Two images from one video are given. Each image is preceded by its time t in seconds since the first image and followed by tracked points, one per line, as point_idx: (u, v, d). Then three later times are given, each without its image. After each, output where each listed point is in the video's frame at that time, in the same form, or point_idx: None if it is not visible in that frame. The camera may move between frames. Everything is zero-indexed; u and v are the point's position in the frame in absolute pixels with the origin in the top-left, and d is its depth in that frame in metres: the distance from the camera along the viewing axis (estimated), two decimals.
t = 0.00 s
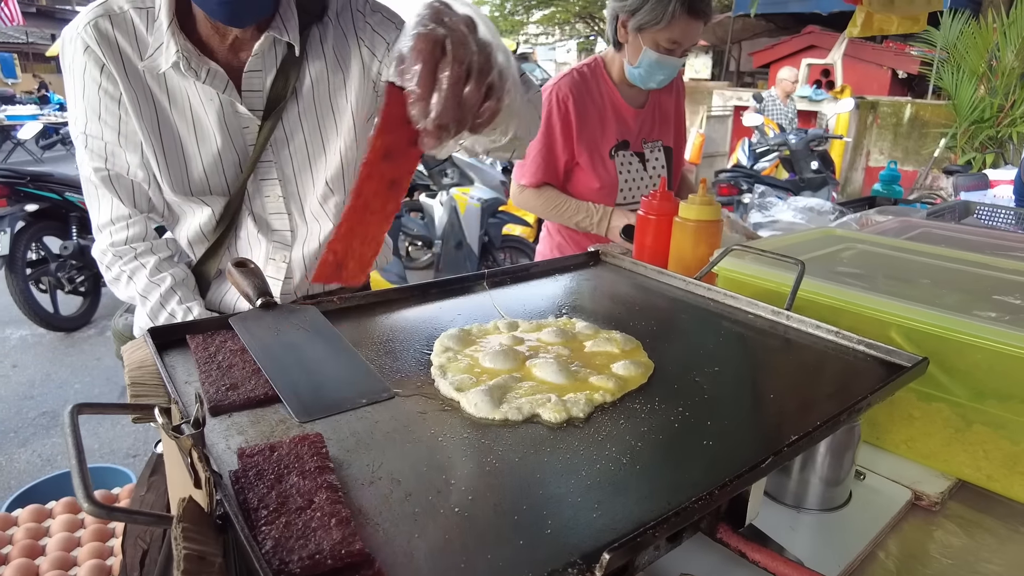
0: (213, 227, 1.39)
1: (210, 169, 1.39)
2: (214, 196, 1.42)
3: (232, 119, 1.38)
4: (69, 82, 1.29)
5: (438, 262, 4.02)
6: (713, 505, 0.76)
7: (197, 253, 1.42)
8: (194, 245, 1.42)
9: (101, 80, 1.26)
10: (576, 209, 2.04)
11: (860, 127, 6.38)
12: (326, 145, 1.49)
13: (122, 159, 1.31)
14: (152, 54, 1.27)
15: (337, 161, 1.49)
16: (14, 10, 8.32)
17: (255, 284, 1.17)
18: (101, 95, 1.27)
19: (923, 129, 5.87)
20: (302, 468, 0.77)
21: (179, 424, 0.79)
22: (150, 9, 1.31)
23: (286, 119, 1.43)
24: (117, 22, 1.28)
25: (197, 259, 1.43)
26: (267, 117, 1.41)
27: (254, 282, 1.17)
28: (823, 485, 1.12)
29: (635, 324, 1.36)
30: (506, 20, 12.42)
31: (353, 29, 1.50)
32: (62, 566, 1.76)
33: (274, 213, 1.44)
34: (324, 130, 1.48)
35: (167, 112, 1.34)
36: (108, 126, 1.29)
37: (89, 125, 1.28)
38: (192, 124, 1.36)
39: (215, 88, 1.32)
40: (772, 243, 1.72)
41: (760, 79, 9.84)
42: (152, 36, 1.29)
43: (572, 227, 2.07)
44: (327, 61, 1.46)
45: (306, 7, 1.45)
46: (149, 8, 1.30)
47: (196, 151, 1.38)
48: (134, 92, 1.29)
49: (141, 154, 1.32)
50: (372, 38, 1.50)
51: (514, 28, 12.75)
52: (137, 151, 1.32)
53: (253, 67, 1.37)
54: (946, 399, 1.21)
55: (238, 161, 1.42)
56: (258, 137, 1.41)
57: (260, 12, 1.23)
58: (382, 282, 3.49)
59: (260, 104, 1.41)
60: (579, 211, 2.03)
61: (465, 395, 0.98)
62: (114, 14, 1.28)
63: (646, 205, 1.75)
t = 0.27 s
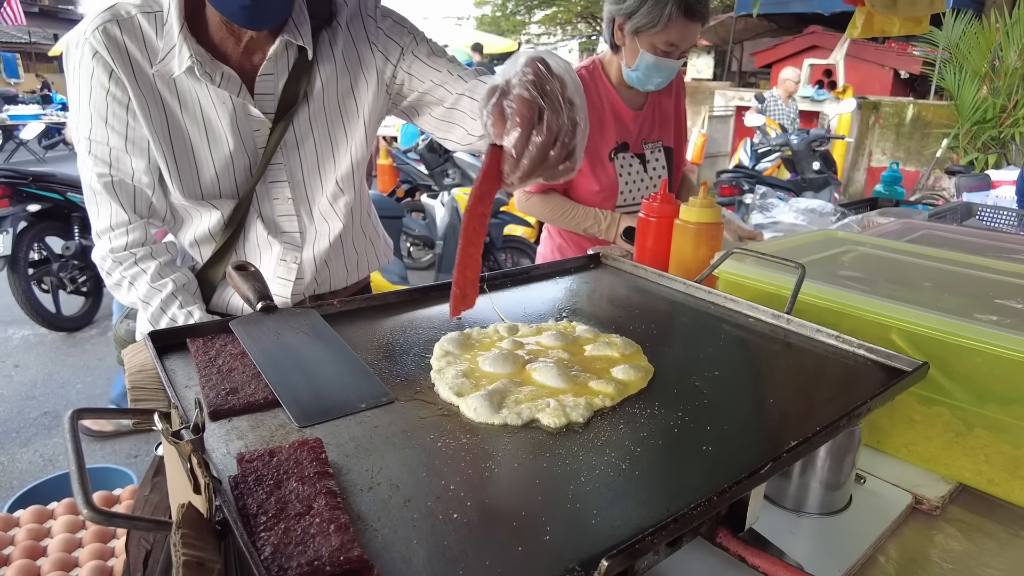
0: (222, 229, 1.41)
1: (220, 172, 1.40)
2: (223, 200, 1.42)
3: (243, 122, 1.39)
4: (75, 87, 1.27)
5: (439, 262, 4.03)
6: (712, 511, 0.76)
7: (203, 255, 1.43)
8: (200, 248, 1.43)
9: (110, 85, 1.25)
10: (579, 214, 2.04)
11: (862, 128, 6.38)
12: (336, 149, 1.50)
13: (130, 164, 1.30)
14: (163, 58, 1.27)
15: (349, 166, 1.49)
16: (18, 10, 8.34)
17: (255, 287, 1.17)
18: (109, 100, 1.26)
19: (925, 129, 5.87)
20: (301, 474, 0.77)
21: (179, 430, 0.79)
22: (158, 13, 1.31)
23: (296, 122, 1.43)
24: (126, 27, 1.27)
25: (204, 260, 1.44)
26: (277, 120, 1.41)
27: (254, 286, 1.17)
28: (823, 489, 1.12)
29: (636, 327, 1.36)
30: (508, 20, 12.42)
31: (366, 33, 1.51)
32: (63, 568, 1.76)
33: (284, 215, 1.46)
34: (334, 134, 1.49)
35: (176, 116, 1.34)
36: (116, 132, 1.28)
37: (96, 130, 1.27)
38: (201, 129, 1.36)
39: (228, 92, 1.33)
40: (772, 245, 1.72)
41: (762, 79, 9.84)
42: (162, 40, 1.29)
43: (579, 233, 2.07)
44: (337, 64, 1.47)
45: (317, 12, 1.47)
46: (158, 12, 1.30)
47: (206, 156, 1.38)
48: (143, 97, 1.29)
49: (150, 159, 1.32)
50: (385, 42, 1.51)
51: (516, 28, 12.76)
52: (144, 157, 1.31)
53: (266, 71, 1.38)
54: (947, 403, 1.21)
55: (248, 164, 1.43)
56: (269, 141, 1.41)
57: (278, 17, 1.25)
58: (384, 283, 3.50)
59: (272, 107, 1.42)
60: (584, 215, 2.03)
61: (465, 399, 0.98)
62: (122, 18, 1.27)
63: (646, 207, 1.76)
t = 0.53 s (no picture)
0: (226, 233, 1.40)
1: (224, 176, 1.40)
2: (227, 203, 1.42)
3: (249, 126, 1.38)
4: (83, 87, 1.28)
5: (440, 263, 4.02)
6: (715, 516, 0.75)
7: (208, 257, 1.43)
8: (205, 250, 1.42)
9: (116, 85, 1.26)
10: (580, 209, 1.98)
11: (864, 128, 6.38)
12: (342, 157, 1.50)
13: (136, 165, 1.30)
14: (170, 60, 1.27)
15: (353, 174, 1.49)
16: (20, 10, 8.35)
17: (255, 289, 1.17)
18: (116, 101, 1.27)
19: (927, 130, 5.86)
20: (301, 478, 0.76)
21: (178, 433, 0.79)
22: (167, 14, 1.30)
23: (302, 129, 1.43)
24: (134, 28, 1.27)
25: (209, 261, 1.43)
26: (283, 125, 1.41)
27: (254, 287, 1.17)
28: (826, 492, 1.11)
29: (638, 329, 1.35)
30: (509, 20, 12.40)
31: (376, 42, 1.49)
32: (63, 568, 1.76)
33: (288, 220, 1.46)
34: (341, 140, 1.49)
35: (183, 118, 1.34)
36: (122, 133, 1.28)
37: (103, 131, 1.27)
38: (207, 132, 1.36)
39: (234, 96, 1.33)
40: (775, 246, 1.72)
41: (764, 79, 9.82)
42: (169, 42, 1.28)
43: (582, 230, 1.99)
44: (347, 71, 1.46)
45: (327, 16, 1.46)
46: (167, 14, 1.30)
47: (211, 159, 1.37)
48: (150, 99, 1.29)
49: (155, 160, 1.32)
50: (393, 51, 1.49)
51: (517, 28, 12.76)
52: (149, 158, 1.31)
53: (273, 76, 1.37)
54: (950, 406, 1.21)
55: (253, 168, 1.42)
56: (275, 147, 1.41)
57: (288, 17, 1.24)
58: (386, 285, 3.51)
59: (278, 112, 1.41)
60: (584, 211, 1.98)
61: (466, 402, 0.97)
62: (132, 19, 1.28)
63: (649, 208, 1.75)
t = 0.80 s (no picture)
0: (229, 234, 1.40)
1: (227, 178, 1.40)
2: (230, 205, 1.42)
3: (252, 128, 1.39)
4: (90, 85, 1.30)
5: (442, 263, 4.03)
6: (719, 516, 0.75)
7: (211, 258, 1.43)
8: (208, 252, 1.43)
9: (123, 84, 1.27)
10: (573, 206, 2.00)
11: (866, 128, 6.37)
12: (346, 162, 1.49)
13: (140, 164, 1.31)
14: (174, 61, 1.28)
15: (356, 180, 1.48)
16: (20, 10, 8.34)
17: (260, 289, 1.17)
18: (121, 100, 1.28)
19: (929, 130, 5.85)
20: (307, 478, 0.77)
21: (184, 432, 0.79)
22: (173, 15, 1.31)
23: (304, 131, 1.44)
24: (140, 28, 1.28)
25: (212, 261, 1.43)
26: (287, 126, 1.42)
27: (258, 287, 1.17)
28: (829, 492, 1.12)
29: (641, 329, 1.35)
30: (511, 20, 12.39)
31: (380, 46, 1.49)
32: (67, 568, 1.76)
33: (290, 223, 1.46)
34: (345, 143, 1.49)
35: (187, 119, 1.35)
36: (127, 133, 1.29)
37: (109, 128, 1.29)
38: (210, 133, 1.36)
39: (237, 99, 1.34)
40: (778, 247, 1.72)
41: (765, 80, 9.82)
42: (175, 43, 1.29)
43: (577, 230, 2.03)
44: (352, 75, 1.47)
45: (333, 18, 1.44)
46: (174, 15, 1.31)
47: (214, 159, 1.38)
48: (155, 98, 1.30)
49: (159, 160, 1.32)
50: (396, 57, 1.49)
51: (519, 29, 12.77)
52: (153, 158, 1.31)
53: (277, 78, 1.38)
54: (954, 406, 1.20)
55: (256, 170, 1.42)
56: (278, 150, 1.41)
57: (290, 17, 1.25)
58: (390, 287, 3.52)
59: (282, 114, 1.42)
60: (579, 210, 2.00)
61: (470, 402, 0.98)
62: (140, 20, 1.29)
63: (652, 208, 1.75)
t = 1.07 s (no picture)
0: (235, 234, 1.42)
1: (233, 177, 1.41)
2: (236, 205, 1.44)
3: (257, 129, 1.40)
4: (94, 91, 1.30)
5: (444, 264, 4.05)
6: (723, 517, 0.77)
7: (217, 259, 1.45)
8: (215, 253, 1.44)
9: (129, 88, 1.28)
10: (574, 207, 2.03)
11: (868, 130, 6.39)
12: (349, 162, 1.51)
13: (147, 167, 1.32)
14: (179, 64, 1.29)
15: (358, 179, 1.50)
16: (23, 12, 8.39)
17: (270, 291, 1.18)
18: (127, 104, 1.29)
19: (931, 131, 5.87)
20: (320, 478, 0.78)
21: (200, 434, 0.80)
22: (176, 19, 1.33)
23: (308, 132, 1.45)
24: (144, 32, 1.30)
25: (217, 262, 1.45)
26: (292, 127, 1.43)
27: (268, 289, 1.18)
28: (832, 493, 1.13)
29: (645, 332, 1.37)
30: (512, 21, 12.42)
31: (380, 49, 1.51)
32: (75, 567, 1.78)
33: (295, 222, 1.47)
34: (348, 143, 1.50)
35: (192, 121, 1.36)
36: (133, 136, 1.30)
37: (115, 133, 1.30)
38: (216, 134, 1.38)
39: (243, 99, 1.35)
40: (781, 250, 1.73)
41: (767, 81, 9.84)
42: (179, 46, 1.31)
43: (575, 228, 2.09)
44: (356, 76, 1.49)
45: (334, 20, 1.46)
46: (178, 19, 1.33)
47: (220, 160, 1.39)
48: (160, 101, 1.31)
49: (166, 162, 1.34)
50: (396, 60, 1.52)
51: (521, 30, 12.79)
52: (160, 160, 1.32)
53: (281, 79, 1.40)
54: (955, 409, 1.22)
55: (261, 169, 1.44)
56: (282, 149, 1.43)
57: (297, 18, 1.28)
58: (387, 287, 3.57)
59: (286, 115, 1.44)
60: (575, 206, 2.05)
61: (478, 404, 0.99)
62: (145, 24, 1.30)
63: (655, 211, 1.76)
